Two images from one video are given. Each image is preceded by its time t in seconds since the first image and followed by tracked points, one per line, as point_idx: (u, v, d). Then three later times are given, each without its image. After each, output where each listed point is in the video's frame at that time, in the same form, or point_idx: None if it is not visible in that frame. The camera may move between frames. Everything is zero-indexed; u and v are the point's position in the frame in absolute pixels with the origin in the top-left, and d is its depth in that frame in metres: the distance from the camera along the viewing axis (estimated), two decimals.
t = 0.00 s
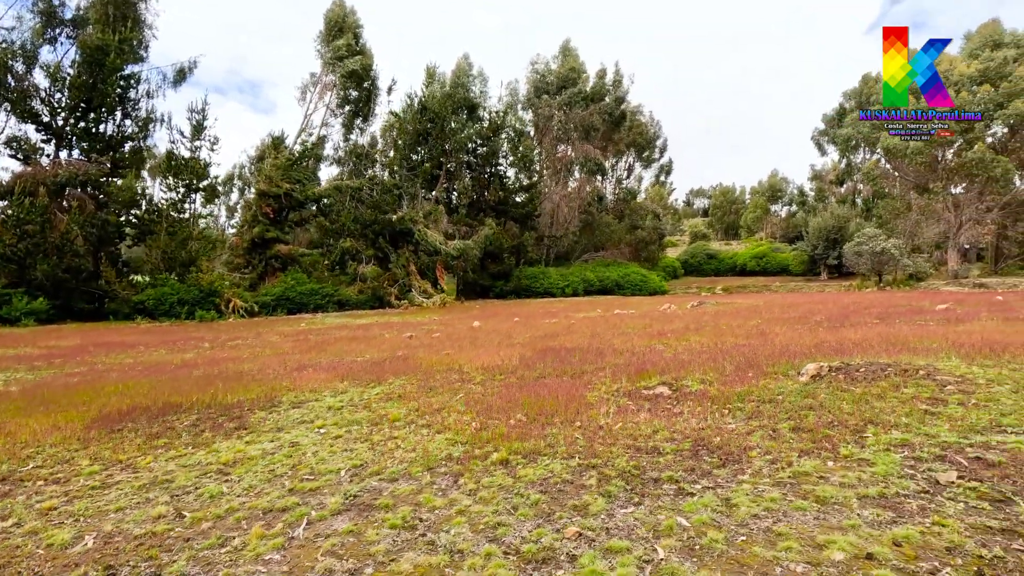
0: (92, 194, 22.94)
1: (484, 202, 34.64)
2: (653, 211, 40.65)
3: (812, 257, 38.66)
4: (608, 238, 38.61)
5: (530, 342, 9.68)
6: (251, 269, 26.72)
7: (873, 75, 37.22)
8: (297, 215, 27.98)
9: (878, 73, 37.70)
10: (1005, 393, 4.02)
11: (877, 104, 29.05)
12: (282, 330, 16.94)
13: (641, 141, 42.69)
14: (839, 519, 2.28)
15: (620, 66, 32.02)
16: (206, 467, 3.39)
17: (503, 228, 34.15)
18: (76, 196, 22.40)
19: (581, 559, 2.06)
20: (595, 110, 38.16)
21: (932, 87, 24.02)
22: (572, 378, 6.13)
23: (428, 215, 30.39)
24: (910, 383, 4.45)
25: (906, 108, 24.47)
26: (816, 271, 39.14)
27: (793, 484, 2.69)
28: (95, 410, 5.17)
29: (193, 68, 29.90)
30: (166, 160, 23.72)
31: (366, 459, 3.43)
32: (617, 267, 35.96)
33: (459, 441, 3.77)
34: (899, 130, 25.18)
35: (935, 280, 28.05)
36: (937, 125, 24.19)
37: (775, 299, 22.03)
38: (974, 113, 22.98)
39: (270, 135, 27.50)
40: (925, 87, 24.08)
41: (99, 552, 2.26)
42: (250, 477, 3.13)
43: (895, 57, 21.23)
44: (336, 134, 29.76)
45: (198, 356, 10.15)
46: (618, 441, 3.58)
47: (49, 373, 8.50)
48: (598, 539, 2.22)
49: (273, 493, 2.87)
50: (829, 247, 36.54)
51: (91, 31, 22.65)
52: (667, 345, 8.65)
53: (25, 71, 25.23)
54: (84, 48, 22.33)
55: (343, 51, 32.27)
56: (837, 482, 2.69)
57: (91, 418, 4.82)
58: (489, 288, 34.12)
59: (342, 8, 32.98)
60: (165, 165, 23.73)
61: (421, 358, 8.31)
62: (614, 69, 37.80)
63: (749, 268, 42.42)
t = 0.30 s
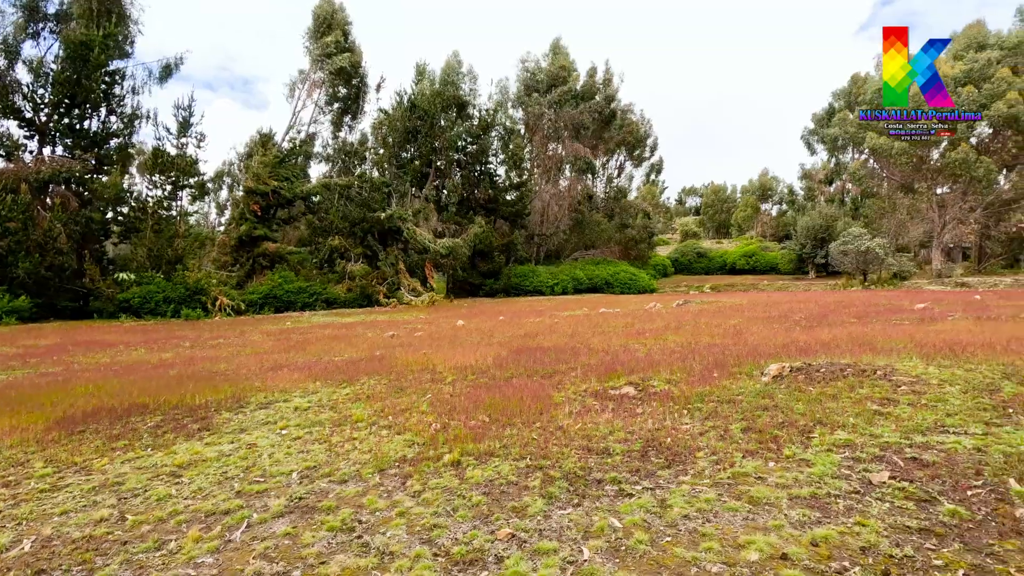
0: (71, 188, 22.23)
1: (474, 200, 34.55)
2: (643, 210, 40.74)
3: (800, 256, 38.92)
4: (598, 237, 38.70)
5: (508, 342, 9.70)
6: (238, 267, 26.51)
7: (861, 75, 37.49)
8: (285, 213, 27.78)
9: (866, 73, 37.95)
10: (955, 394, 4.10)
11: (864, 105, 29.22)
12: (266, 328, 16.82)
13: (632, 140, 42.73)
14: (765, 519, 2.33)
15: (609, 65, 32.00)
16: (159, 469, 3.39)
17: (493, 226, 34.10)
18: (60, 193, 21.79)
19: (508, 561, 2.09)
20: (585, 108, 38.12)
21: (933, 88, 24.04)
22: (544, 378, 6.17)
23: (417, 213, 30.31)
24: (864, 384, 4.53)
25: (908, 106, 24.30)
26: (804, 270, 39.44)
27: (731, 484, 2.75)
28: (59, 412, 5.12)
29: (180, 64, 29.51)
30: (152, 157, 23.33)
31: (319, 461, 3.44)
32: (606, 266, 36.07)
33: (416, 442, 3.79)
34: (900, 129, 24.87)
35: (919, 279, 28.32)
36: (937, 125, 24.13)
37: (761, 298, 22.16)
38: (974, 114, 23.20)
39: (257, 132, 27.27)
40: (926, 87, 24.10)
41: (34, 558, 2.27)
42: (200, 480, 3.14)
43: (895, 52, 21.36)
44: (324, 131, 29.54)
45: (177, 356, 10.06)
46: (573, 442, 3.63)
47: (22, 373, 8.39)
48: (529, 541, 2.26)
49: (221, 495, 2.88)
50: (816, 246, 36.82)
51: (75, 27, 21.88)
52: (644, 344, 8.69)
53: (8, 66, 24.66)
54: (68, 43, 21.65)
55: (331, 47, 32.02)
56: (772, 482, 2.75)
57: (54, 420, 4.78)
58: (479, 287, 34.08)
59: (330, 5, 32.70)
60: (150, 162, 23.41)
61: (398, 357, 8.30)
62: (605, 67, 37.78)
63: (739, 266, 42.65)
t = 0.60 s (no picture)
0: (57, 185, 21.92)
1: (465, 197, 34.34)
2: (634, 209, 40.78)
3: (789, 256, 39.22)
4: (589, 235, 38.77)
5: (488, 343, 9.71)
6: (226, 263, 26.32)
7: (851, 75, 37.68)
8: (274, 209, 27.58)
9: (856, 74, 38.14)
10: (911, 401, 4.17)
11: (853, 106, 29.38)
12: (251, 326, 16.72)
13: (624, 138, 42.73)
14: (701, 530, 2.38)
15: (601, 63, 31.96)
16: (115, 477, 3.39)
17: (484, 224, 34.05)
18: (44, 187, 21.43)
19: (442, 573, 2.12)
20: (577, 107, 38.02)
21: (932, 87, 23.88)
22: (517, 380, 6.23)
23: (408, 210, 30.19)
24: (826, 391, 4.59)
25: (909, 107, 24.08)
26: (793, 269, 39.75)
27: (676, 494, 2.80)
28: (26, 415, 5.07)
29: (167, 57, 29.14)
30: (139, 153, 23.02)
31: (277, 469, 3.45)
32: (597, 264, 36.17)
33: (377, 448, 3.82)
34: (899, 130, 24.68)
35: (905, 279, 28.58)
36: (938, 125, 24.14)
37: (748, 298, 22.30)
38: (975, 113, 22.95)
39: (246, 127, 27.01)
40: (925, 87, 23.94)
41: None
42: (155, 488, 3.15)
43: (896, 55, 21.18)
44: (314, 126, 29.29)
45: (156, 355, 9.98)
46: (532, 449, 3.66)
47: None
48: (467, 551, 2.29)
49: (173, 504, 2.89)
50: (805, 246, 37.12)
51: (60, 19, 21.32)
52: (622, 346, 8.73)
53: None
54: (52, 35, 21.09)
55: (321, 43, 31.78)
56: (717, 492, 2.80)
57: (19, 424, 4.73)
58: (469, 285, 34.03)
59: None
60: (137, 157, 23.09)
61: (377, 358, 8.29)
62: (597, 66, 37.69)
63: (729, 265, 42.90)
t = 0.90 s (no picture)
0: (41, 180, 21.58)
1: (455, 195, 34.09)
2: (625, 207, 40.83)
3: (778, 255, 39.49)
4: (579, 233, 38.79)
5: (467, 338, 9.71)
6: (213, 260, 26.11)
7: (840, 75, 37.93)
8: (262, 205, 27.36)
9: (845, 75, 38.39)
10: (868, 391, 4.24)
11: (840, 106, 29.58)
12: (235, 322, 16.58)
13: (615, 137, 42.77)
14: (638, 512, 2.41)
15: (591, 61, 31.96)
16: (69, 465, 3.38)
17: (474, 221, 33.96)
18: (27, 181, 21.10)
19: (375, 554, 2.14)
20: (567, 105, 37.95)
21: (932, 87, 23.76)
22: (490, 373, 6.24)
23: (397, 207, 30.04)
24: (787, 381, 4.65)
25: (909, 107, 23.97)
26: (781, 268, 40.03)
27: (621, 478, 2.83)
28: None
29: (154, 51, 28.87)
30: (124, 147, 22.69)
31: (232, 457, 3.45)
32: (587, 262, 36.24)
33: (337, 437, 3.83)
34: (900, 130, 24.63)
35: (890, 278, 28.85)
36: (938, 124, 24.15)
37: (735, 296, 22.43)
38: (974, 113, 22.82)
39: (234, 123, 26.77)
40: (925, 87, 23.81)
41: None
42: (106, 475, 3.15)
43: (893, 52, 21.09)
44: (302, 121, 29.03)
45: (134, 350, 9.91)
46: (490, 437, 3.69)
47: None
48: (405, 533, 2.31)
49: (122, 490, 2.88)
50: (794, 245, 37.40)
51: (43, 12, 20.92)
52: (602, 341, 8.74)
53: None
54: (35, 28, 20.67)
55: (310, 38, 31.57)
56: (662, 477, 2.83)
57: None
58: (459, 282, 33.96)
59: None
60: (122, 151, 22.75)
61: (354, 353, 8.27)
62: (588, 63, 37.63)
63: (719, 264, 43.13)
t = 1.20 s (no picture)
0: (27, 179, 21.30)
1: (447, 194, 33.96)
2: (618, 206, 40.85)
3: (770, 255, 39.60)
4: (572, 233, 38.78)
5: (451, 337, 9.66)
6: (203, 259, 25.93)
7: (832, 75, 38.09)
8: (252, 204, 27.20)
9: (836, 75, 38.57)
10: (834, 388, 4.26)
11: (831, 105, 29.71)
12: (223, 322, 16.44)
13: (608, 136, 42.74)
14: (584, 507, 2.41)
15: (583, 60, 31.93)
16: (26, 463, 3.35)
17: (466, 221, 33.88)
18: (13, 180, 20.82)
19: (315, 550, 2.13)
20: (560, 104, 37.88)
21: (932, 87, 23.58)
22: (466, 372, 6.23)
23: (389, 206, 29.89)
24: (757, 377, 4.67)
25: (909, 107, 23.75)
26: (774, 268, 40.16)
27: (575, 474, 2.84)
28: None
29: (143, 49, 28.83)
30: (113, 146, 22.46)
31: (192, 454, 3.44)
32: (579, 262, 36.23)
33: (301, 435, 3.81)
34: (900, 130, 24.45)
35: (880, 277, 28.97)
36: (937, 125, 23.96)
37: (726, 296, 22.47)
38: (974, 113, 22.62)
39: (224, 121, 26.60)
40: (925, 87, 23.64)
41: None
42: (61, 473, 3.13)
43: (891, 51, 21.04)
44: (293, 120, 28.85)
45: (114, 350, 9.81)
46: (453, 434, 3.68)
47: None
48: (348, 530, 2.30)
49: (74, 488, 2.86)
50: (786, 245, 37.53)
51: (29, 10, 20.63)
52: (586, 340, 8.71)
53: None
54: (21, 26, 20.43)
55: (301, 37, 31.43)
56: (616, 473, 2.83)
57: None
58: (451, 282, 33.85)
59: None
60: (111, 151, 22.52)
61: (335, 352, 8.22)
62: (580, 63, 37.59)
63: (712, 264, 43.21)
